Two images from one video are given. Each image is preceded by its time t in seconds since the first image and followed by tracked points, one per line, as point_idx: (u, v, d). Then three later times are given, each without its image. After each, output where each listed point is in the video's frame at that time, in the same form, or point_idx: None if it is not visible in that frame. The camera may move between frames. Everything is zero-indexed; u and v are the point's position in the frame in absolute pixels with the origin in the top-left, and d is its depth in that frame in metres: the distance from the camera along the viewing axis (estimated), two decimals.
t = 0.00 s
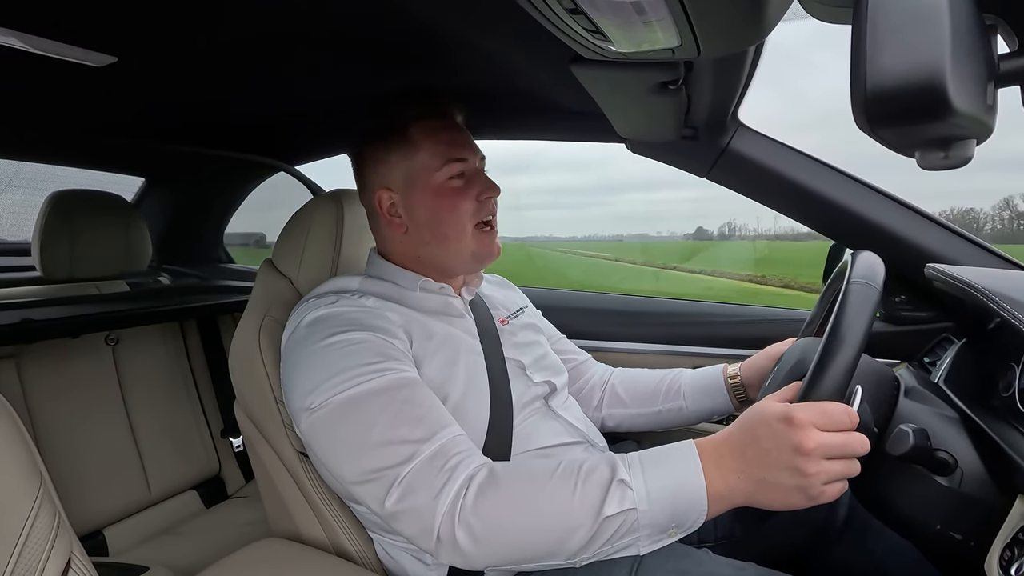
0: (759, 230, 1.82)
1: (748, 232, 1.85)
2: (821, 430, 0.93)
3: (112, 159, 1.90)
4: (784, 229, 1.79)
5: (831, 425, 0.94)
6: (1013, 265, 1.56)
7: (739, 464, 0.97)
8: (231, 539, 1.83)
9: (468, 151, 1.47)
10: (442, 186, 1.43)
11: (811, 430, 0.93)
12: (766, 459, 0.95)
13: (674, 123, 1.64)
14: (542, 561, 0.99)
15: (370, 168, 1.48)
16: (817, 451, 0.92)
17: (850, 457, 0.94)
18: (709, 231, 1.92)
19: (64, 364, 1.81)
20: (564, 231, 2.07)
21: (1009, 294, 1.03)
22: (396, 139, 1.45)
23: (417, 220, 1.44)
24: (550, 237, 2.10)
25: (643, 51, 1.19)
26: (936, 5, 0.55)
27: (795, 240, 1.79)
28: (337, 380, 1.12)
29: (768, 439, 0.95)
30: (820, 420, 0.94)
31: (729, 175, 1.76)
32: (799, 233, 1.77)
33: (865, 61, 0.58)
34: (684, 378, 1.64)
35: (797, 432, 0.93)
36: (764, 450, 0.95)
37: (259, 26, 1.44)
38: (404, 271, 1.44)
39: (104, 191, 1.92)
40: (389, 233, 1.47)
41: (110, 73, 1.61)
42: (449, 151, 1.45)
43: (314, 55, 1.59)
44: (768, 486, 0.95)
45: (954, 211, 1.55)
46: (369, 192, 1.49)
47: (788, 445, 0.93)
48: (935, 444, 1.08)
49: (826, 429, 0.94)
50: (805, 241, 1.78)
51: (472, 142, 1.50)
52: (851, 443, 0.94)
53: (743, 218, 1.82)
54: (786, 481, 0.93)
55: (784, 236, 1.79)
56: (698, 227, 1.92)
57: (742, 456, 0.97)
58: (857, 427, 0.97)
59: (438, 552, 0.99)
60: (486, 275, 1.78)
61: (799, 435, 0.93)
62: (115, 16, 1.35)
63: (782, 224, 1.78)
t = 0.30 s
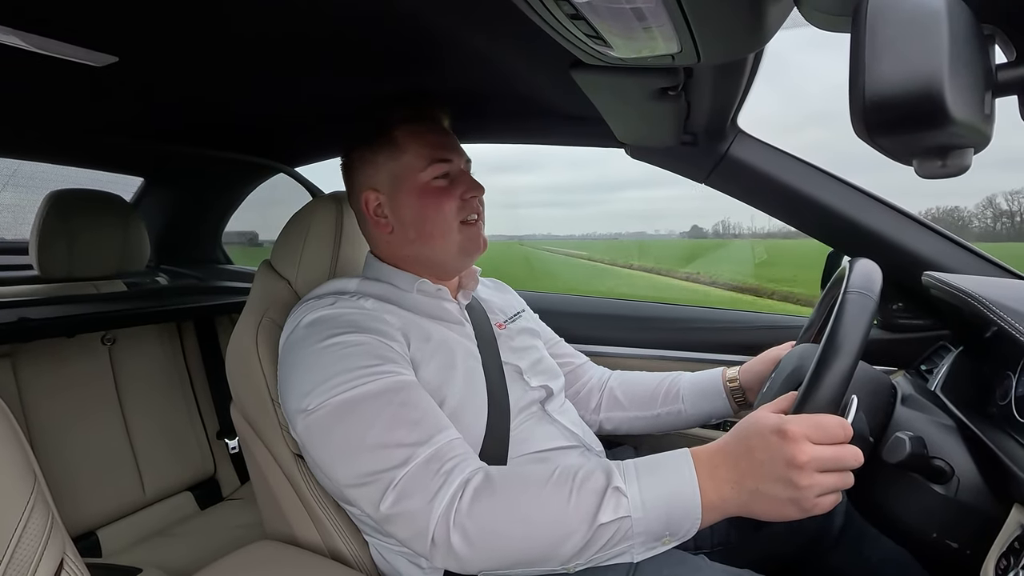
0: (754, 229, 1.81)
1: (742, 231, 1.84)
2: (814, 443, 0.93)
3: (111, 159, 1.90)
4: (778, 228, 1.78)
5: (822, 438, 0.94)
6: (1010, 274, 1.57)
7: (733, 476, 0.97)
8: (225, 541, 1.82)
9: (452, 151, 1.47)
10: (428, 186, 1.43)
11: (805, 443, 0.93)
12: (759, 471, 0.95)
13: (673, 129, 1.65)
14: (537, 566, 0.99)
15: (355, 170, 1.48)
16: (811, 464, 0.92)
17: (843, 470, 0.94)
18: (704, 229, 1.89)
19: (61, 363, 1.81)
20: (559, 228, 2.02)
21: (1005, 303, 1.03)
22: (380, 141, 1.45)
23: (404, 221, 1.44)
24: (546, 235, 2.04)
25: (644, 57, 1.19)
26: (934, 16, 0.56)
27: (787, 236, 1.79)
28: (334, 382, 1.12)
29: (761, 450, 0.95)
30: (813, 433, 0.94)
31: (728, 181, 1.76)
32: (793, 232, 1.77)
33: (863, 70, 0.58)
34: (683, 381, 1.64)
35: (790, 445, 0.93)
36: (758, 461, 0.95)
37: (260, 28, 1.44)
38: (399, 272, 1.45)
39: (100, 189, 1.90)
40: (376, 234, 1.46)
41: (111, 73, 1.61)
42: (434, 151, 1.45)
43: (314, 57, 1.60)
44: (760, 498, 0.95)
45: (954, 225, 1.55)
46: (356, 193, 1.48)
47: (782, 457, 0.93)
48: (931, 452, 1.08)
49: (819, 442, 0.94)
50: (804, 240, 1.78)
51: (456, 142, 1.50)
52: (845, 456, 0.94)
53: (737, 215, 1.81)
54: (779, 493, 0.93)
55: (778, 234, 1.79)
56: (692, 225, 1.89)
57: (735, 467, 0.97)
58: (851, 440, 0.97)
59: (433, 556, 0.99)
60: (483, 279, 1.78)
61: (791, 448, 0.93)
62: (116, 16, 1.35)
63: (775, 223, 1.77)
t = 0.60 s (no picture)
0: (747, 226, 1.83)
1: (736, 229, 1.86)
2: (813, 442, 0.94)
3: (110, 159, 1.90)
4: (771, 227, 1.80)
5: (823, 437, 0.94)
6: (1009, 278, 1.57)
7: (733, 476, 0.97)
8: (222, 541, 1.82)
9: (462, 155, 1.48)
10: (437, 189, 1.44)
11: (804, 442, 0.93)
12: (759, 471, 0.95)
13: (672, 130, 1.65)
14: (535, 568, 0.99)
15: (364, 168, 1.48)
16: (810, 463, 0.92)
17: (843, 469, 0.94)
18: (698, 227, 1.89)
19: (58, 362, 1.80)
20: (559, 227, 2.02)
21: (1004, 306, 1.02)
22: (391, 141, 1.44)
23: (412, 222, 1.44)
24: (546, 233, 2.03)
25: (643, 59, 1.20)
26: (934, 21, 0.56)
27: (781, 235, 1.81)
28: (333, 383, 1.12)
29: (760, 450, 0.95)
30: (813, 432, 0.94)
31: (727, 183, 1.77)
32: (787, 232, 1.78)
33: (862, 73, 0.58)
34: (680, 386, 1.64)
35: (791, 444, 0.93)
36: (757, 462, 0.95)
37: (259, 28, 1.44)
38: (399, 274, 1.44)
39: (99, 189, 1.90)
40: (381, 234, 1.46)
41: (110, 72, 1.61)
42: (445, 155, 1.45)
43: (314, 58, 1.60)
44: (760, 497, 0.95)
45: (955, 229, 1.55)
46: (363, 192, 1.48)
47: (782, 456, 0.93)
48: (929, 454, 1.08)
49: (818, 441, 0.94)
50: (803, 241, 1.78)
51: (466, 146, 1.50)
52: (844, 456, 0.94)
53: (732, 214, 1.83)
54: (779, 492, 0.93)
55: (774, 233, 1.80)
56: (687, 223, 1.89)
57: (735, 467, 0.97)
58: (850, 440, 0.97)
59: (431, 557, 0.99)
60: (483, 280, 1.77)
61: (791, 447, 0.93)
62: (114, 14, 1.34)
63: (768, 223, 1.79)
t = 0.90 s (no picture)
0: (741, 226, 1.85)
1: (731, 227, 1.88)
2: (811, 443, 0.93)
3: (109, 158, 1.90)
4: (765, 225, 1.82)
5: (821, 438, 0.94)
6: (1006, 279, 1.57)
7: (731, 477, 0.97)
8: (221, 541, 1.82)
9: (464, 159, 1.47)
10: (438, 192, 1.43)
11: (803, 443, 0.93)
12: (757, 472, 0.95)
13: (671, 131, 1.65)
14: (533, 569, 0.99)
15: (365, 169, 1.47)
16: (809, 464, 0.92)
17: (842, 470, 0.94)
18: (693, 226, 1.91)
19: (56, 362, 1.80)
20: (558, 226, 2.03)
21: (1002, 308, 1.02)
22: (393, 143, 1.44)
23: (413, 224, 1.43)
24: (544, 232, 2.04)
25: (642, 59, 1.19)
26: (933, 22, 0.56)
27: (775, 234, 1.83)
28: (330, 384, 1.12)
29: (758, 451, 0.95)
30: (811, 433, 0.94)
31: (726, 183, 1.77)
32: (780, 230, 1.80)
33: (860, 74, 0.58)
34: (678, 386, 1.64)
35: (788, 445, 0.93)
36: (755, 463, 0.95)
37: (258, 28, 1.44)
38: (399, 274, 1.44)
39: (98, 188, 1.89)
40: (382, 235, 1.46)
41: (109, 72, 1.61)
42: (447, 158, 1.45)
43: (313, 57, 1.60)
44: (758, 499, 0.95)
45: (954, 231, 1.55)
46: (363, 193, 1.48)
47: (780, 457, 0.93)
48: (927, 455, 1.08)
49: (816, 442, 0.94)
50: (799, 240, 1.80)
51: (468, 149, 1.50)
52: (842, 457, 0.94)
53: (725, 212, 1.85)
54: (777, 493, 0.93)
55: (768, 230, 1.82)
56: (682, 223, 1.91)
57: (733, 468, 0.97)
58: (848, 441, 0.97)
59: (429, 558, 0.99)
60: (481, 280, 1.77)
61: (790, 448, 0.93)
62: (112, 14, 1.34)
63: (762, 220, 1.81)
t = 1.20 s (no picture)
0: (735, 225, 1.85)
1: (725, 227, 1.88)
2: (810, 444, 0.94)
3: (108, 160, 1.90)
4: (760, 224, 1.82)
5: (820, 439, 0.94)
6: (1004, 279, 1.58)
7: (730, 478, 0.97)
8: (221, 542, 1.82)
9: (463, 159, 1.47)
10: (436, 193, 1.43)
11: (801, 444, 0.93)
12: (756, 473, 0.95)
13: (670, 132, 1.65)
14: (533, 569, 0.99)
15: (365, 169, 1.48)
16: (807, 465, 0.92)
17: (841, 471, 0.94)
18: (688, 225, 1.92)
19: (56, 363, 1.80)
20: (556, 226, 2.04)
21: (1000, 308, 1.03)
22: (392, 143, 1.44)
23: (411, 225, 1.44)
24: (543, 232, 2.08)
25: (642, 60, 1.19)
26: (931, 22, 0.56)
27: (768, 232, 1.83)
28: (329, 383, 1.12)
29: (757, 452, 0.95)
30: (810, 433, 0.94)
31: (725, 183, 1.77)
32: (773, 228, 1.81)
33: (858, 75, 0.58)
34: (678, 386, 1.64)
35: (787, 445, 0.93)
36: (754, 464, 0.95)
37: (257, 29, 1.44)
38: (398, 274, 1.44)
39: (95, 189, 1.90)
40: (380, 235, 1.46)
41: (108, 72, 1.61)
42: (445, 159, 1.45)
43: (313, 59, 1.60)
44: (757, 499, 0.95)
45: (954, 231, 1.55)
46: (363, 193, 1.48)
47: (779, 458, 0.93)
48: (926, 455, 1.08)
49: (815, 443, 0.94)
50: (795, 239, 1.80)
51: (467, 150, 1.50)
52: (841, 457, 0.94)
53: (720, 211, 1.85)
54: (775, 494, 0.94)
55: (762, 229, 1.82)
56: (677, 222, 1.92)
57: (732, 468, 0.97)
58: (847, 441, 0.97)
59: (428, 558, 0.99)
60: (481, 280, 1.77)
61: (788, 449, 0.93)
62: (111, 15, 1.34)
63: (755, 220, 1.81)
